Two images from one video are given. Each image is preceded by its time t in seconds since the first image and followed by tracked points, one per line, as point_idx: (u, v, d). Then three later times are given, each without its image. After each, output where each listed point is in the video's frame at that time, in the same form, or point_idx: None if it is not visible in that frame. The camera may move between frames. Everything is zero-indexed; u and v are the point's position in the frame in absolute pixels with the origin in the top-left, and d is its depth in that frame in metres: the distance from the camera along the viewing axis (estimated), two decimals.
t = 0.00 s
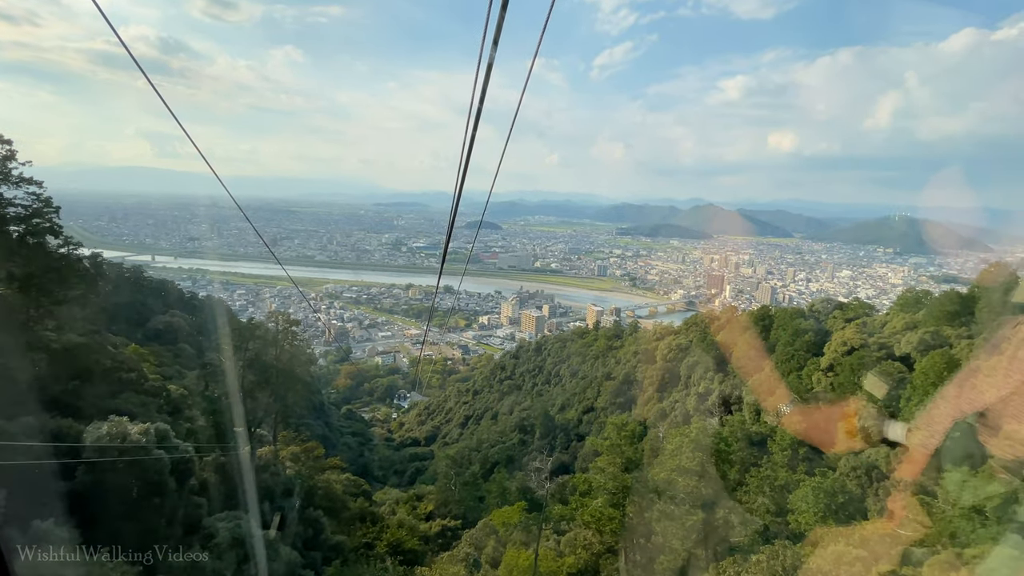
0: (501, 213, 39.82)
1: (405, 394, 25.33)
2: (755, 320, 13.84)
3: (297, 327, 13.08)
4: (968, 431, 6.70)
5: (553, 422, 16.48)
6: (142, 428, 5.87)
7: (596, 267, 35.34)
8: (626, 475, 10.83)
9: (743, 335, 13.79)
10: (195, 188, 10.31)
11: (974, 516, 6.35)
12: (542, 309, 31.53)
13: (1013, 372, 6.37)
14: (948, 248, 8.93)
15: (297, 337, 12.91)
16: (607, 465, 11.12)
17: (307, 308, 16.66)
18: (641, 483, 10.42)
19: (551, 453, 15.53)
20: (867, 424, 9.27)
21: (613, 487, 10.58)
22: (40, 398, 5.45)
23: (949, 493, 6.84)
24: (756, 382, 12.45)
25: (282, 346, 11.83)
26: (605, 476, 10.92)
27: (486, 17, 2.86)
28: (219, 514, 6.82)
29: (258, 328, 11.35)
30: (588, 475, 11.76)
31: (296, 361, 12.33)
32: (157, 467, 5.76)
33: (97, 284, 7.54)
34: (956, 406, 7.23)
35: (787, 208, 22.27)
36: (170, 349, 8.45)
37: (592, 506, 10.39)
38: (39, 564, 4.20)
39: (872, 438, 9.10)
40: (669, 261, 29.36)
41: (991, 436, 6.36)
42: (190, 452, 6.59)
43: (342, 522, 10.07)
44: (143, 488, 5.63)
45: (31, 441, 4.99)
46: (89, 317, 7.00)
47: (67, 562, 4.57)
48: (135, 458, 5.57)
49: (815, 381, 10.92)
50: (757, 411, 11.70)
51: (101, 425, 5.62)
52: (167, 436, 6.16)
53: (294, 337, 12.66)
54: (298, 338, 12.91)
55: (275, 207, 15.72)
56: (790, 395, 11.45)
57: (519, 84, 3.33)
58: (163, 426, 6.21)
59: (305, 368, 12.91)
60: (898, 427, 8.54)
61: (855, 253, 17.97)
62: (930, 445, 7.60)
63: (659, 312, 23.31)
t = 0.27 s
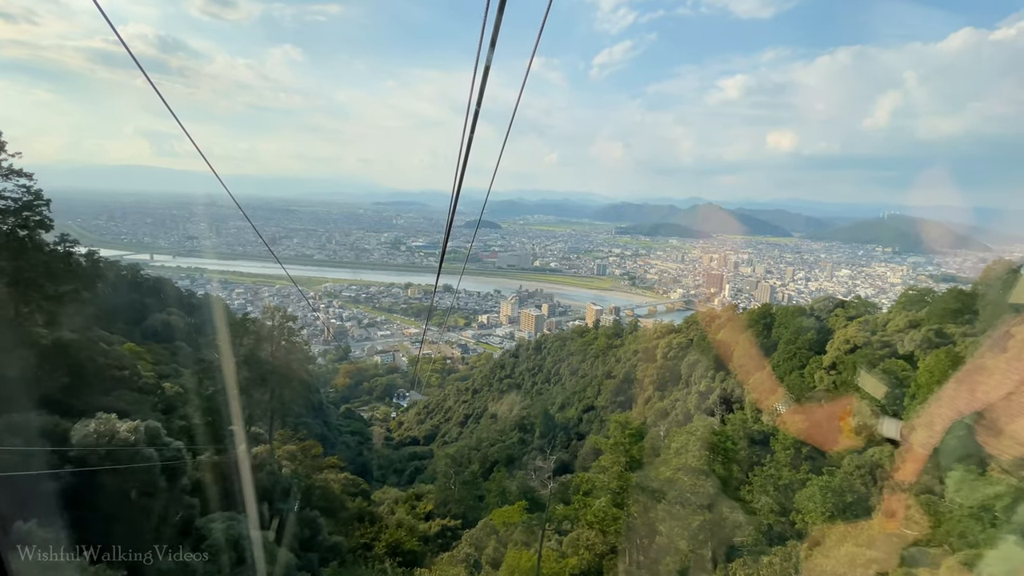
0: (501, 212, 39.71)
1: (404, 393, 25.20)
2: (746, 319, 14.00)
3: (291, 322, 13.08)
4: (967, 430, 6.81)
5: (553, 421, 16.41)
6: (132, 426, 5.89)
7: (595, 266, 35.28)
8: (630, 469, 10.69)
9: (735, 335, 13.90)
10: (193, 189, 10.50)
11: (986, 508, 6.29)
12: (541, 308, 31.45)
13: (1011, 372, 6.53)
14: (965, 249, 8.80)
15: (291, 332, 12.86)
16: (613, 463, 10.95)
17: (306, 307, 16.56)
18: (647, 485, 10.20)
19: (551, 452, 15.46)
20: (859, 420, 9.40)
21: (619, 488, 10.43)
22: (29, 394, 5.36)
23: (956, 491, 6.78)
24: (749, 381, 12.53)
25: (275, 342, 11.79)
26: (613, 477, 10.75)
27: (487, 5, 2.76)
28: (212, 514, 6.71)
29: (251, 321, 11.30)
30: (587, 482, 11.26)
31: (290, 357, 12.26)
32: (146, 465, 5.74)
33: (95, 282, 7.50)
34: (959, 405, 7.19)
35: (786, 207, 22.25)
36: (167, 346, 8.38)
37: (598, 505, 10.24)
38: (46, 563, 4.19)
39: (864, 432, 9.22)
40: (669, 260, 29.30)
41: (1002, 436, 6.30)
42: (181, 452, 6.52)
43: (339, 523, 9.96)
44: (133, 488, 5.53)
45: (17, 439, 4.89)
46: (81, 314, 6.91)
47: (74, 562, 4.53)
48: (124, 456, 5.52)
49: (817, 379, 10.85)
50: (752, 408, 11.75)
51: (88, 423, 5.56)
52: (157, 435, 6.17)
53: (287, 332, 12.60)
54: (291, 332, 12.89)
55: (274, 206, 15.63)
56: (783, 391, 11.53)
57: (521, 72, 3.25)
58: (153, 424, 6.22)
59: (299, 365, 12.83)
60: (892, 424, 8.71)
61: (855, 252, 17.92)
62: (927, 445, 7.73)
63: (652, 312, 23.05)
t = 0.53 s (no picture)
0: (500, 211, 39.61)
1: (403, 393, 25.07)
2: (745, 320, 14.16)
3: (289, 319, 13.05)
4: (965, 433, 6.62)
5: (553, 421, 16.35)
6: (120, 423, 5.69)
7: (594, 266, 35.28)
8: (628, 457, 10.36)
9: (733, 334, 14.00)
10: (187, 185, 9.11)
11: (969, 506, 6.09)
12: (541, 307, 31.40)
13: (1011, 377, 6.33)
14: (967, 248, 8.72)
15: (288, 329, 12.76)
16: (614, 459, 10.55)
17: (305, 306, 16.44)
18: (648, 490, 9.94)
19: (551, 451, 15.40)
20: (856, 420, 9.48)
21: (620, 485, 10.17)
22: (16, 392, 5.29)
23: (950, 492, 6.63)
24: (745, 379, 12.60)
25: (269, 337, 11.67)
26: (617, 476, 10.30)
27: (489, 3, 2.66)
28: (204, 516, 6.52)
29: (246, 316, 11.23)
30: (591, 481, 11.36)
31: (283, 354, 12.14)
32: (135, 465, 5.56)
33: (86, 280, 7.40)
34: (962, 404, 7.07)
35: (784, 208, 22.24)
36: (163, 344, 8.29)
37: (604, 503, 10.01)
38: (46, 564, 4.20)
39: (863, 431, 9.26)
40: (668, 260, 29.26)
41: (990, 433, 6.16)
42: (174, 450, 6.33)
43: (337, 523, 9.79)
44: (121, 489, 5.32)
45: None
46: (73, 311, 6.83)
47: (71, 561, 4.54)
48: (111, 456, 5.32)
49: (821, 378, 10.79)
50: (750, 407, 11.79)
51: (75, 421, 5.41)
52: (148, 433, 5.99)
53: (285, 330, 12.55)
54: (288, 329, 12.82)
55: (273, 205, 15.52)
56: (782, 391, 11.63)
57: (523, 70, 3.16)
58: (143, 422, 6.02)
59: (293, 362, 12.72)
60: (888, 423, 8.82)
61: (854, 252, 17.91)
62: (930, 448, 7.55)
63: (650, 312, 22.97)
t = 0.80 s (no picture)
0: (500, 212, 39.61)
1: (402, 393, 24.79)
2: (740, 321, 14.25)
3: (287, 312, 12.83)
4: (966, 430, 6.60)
5: (553, 420, 16.31)
6: (108, 421, 5.50)
7: (594, 266, 35.21)
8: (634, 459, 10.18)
9: (731, 334, 14.02)
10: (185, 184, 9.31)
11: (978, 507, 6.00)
12: (541, 307, 31.33)
13: (1009, 379, 6.23)
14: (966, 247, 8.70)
15: (286, 326, 12.61)
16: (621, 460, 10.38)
17: (304, 305, 16.33)
18: (654, 492, 9.67)
19: (551, 451, 15.34)
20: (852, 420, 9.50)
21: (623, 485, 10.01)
22: (9, 389, 5.20)
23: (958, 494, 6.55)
24: (741, 377, 12.61)
25: (268, 334, 11.48)
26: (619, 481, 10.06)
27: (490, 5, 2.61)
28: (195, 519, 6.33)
29: (243, 312, 11.00)
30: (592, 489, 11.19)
31: (281, 352, 11.98)
32: (125, 465, 5.33)
33: (78, 279, 7.35)
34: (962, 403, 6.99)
35: (784, 208, 22.20)
36: (161, 342, 8.21)
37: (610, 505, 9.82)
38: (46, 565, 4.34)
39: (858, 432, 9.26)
40: (668, 261, 29.20)
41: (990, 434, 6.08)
42: (164, 449, 6.16)
43: (335, 524, 9.67)
44: (107, 489, 5.12)
45: None
46: (64, 308, 6.73)
47: (69, 561, 4.64)
48: (98, 455, 5.11)
49: (823, 377, 10.70)
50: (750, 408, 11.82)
51: (60, 419, 5.18)
52: (137, 431, 5.80)
53: (284, 329, 12.45)
54: (286, 325, 12.62)
55: (273, 205, 15.46)
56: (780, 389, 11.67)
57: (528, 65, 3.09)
58: (132, 421, 5.84)
59: (291, 361, 12.59)
60: (883, 422, 8.79)
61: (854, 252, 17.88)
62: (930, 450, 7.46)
63: (650, 312, 22.88)
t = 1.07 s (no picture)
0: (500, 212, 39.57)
1: (401, 392, 24.60)
2: (736, 325, 14.28)
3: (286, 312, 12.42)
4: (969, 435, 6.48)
5: (554, 420, 16.23)
6: (96, 419, 5.42)
7: (595, 266, 35.09)
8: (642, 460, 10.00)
9: (731, 334, 13.99)
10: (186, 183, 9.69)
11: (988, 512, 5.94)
12: (541, 307, 31.25)
13: (1009, 380, 5.99)
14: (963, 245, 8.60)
15: (285, 324, 12.36)
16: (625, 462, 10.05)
17: (304, 305, 16.23)
18: (657, 487, 9.51)
19: (552, 452, 15.27)
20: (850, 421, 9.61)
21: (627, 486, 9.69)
22: (1, 386, 5.10)
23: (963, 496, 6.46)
24: (739, 379, 12.56)
25: (265, 332, 11.09)
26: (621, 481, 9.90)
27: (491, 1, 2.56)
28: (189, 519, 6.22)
29: (240, 308, 10.56)
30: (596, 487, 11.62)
31: (280, 349, 11.70)
32: (113, 464, 5.24)
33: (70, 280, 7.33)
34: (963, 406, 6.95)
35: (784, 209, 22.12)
36: (161, 342, 8.13)
37: (617, 508, 9.55)
38: (47, 565, 4.41)
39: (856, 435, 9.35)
40: (668, 261, 29.11)
41: (991, 434, 5.97)
42: (155, 448, 6.09)
43: (333, 525, 9.56)
44: (96, 491, 5.00)
45: None
46: (54, 305, 6.69)
47: (70, 560, 4.65)
48: (86, 455, 5.00)
49: (828, 377, 10.61)
50: (750, 407, 11.81)
51: (46, 417, 5.08)
52: (126, 430, 5.73)
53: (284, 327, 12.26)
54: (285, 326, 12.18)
55: (274, 205, 15.39)
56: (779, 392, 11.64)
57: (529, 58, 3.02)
58: (120, 420, 5.77)
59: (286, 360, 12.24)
60: (881, 422, 8.85)
61: (853, 253, 17.78)
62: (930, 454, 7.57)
63: (649, 312, 22.77)
